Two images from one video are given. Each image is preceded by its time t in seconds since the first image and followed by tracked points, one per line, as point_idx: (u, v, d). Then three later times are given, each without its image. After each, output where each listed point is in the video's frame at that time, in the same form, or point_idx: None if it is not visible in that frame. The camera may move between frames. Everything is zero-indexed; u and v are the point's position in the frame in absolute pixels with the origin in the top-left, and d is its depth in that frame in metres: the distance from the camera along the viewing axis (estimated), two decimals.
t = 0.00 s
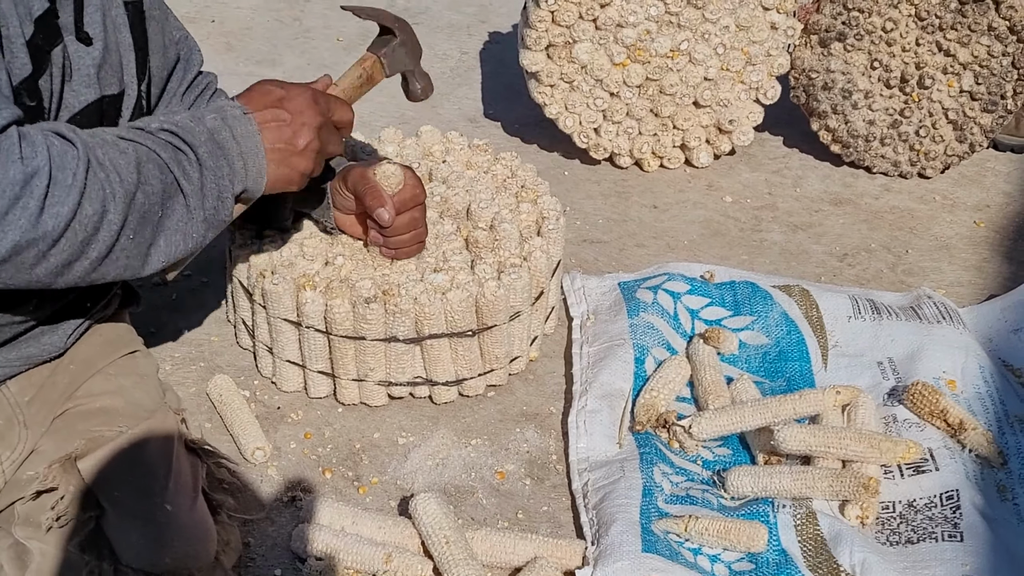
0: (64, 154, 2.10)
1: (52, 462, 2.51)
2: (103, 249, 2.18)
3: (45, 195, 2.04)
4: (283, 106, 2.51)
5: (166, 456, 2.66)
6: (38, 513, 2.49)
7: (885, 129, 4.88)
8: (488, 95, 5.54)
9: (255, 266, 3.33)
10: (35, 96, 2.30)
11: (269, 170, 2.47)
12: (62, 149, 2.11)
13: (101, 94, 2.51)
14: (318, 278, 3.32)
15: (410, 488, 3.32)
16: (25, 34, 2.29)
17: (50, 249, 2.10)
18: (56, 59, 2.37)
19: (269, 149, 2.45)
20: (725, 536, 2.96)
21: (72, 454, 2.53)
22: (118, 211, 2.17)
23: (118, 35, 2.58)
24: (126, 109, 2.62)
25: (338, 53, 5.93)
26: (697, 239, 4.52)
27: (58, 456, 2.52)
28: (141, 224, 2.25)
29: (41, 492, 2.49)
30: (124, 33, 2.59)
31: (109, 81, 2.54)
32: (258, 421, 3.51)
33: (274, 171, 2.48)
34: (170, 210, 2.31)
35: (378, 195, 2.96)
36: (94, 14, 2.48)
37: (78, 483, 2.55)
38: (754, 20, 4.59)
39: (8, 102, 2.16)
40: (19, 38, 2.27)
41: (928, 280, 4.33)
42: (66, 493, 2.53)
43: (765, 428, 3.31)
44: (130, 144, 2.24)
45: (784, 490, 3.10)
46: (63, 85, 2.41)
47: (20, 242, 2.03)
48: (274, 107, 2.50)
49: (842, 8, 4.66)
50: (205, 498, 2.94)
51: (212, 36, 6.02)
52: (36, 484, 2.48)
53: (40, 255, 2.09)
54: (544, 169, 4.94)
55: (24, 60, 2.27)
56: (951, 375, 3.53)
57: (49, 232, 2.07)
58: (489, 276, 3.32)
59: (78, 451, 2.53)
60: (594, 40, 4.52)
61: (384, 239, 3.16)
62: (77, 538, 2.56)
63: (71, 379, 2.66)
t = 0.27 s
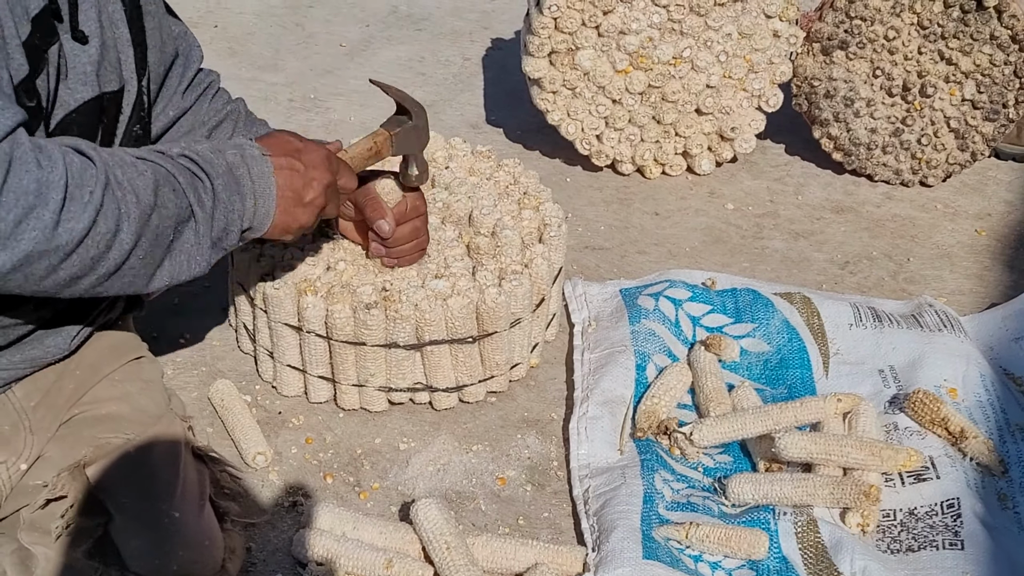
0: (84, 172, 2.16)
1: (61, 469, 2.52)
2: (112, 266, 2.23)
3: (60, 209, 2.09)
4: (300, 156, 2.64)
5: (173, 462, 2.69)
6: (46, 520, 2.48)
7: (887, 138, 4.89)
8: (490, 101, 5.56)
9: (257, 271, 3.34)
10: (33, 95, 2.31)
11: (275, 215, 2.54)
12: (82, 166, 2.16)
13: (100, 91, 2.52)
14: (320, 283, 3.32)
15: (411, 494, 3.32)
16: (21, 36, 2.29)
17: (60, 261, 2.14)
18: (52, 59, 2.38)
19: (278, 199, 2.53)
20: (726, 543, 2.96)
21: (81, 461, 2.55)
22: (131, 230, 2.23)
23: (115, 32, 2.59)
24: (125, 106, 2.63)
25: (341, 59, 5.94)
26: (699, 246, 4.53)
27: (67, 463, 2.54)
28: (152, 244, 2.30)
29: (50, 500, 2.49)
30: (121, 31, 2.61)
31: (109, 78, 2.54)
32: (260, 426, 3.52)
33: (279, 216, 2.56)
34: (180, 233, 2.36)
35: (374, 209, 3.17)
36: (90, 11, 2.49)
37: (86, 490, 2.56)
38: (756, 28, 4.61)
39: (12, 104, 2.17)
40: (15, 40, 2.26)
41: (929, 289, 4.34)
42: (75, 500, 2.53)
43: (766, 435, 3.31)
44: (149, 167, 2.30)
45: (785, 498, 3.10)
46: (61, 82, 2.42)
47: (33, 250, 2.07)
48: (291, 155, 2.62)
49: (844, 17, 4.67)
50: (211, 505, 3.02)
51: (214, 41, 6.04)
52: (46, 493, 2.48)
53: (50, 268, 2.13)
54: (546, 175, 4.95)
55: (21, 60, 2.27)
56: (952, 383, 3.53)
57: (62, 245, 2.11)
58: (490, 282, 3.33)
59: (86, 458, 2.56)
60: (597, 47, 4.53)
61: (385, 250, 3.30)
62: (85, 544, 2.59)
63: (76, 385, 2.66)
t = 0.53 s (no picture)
0: (6, 198, 2.17)
1: (56, 472, 2.54)
2: (42, 293, 2.27)
3: None
4: (236, 142, 2.55)
5: (170, 464, 2.69)
6: (42, 523, 2.50)
7: (887, 138, 4.88)
8: (490, 102, 5.56)
9: (257, 272, 3.34)
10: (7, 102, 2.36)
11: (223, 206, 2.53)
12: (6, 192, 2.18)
13: (76, 89, 2.55)
14: (320, 285, 3.32)
15: (412, 495, 3.32)
16: None
17: None
18: (28, 68, 2.42)
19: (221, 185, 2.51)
20: (726, 544, 2.96)
21: (77, 464, 2.56)
22: (58, 258, 2.26)
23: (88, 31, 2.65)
24: (105, 103, 2.66)
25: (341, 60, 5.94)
26: (699, 247, 4.53)
27: (62, 467, 2.56)
28: (83, 265, 2.34)
29: (45, 503, 2.50)
30: (90, 30, 2.65)
31: (84, 76, 2.58)
32: (260, 427, 3.52)
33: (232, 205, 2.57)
34: (113, 254, 2.40)
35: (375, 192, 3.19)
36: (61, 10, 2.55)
37: (81, 492, 2.56)
38: (756, 29, 4.60)
39: None
40: None
41: (930, 289, 4.33)
42: (70, 503, 2.53)
43: (767, 436, 3.31)
44: (78, 187, 2.30)
45: (786, 499, 3.09)
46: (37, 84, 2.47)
47: None
48: (229, 143, 2.54)
49: (845, 17, 4.66)
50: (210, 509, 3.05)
51: (214, 42, 6.04)
52: (40, 496, 2.49)
53: None
54: (546, 176, 4.95)
55: None
56: (953, 384, 3.53)
57: None
58: (490, 283, 3.33)
59: (81, 461, 2.57)
60: (597, 47, 4.53)
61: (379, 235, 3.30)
62: (80, 547, 2.56)
63: (73, 387, 2.67)
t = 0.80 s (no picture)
0: (15, 178, 2.17)
1: (49, 468, 2.52)
2: (65, 267, 2.29)
3: (7, 232, 2.13)
4: (199, 79, 2.56)
5: (163, 463, 2.67)
6: (34, 520, 2.48)
7: (889, 136, 4.87)
8: (491, 101, 5.55)
9: (257, 270, 3.33)
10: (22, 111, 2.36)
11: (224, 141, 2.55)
12: (14, 172, 2.18)
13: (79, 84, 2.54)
14: (320, 283, 3.32)
15: (412, 494, 3.32)
16: (14, 49, 2.34)
17: (16, 278, 2.21)
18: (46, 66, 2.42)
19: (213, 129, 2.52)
20: (727, 544, 2.95)
21: (69, 461, 2.53)
22: (77, 232, 2.27)
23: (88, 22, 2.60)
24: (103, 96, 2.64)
25: (341, 58, 5.93)
26: (700, 246, 4.52)
27: (56, 463, 2.53)
28: (98, 231, 2.36)
29: (37, 499, 2.48)
30: (94, 21, 2.62)
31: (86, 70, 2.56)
32: (260, 426, 3.51)
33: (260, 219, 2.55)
34: (122, 215, 2.40)
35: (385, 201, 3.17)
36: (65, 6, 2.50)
37: (75, 490, 2.54)
38: (758, 26, 4.59)
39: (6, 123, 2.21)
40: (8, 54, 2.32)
41: (932, 288, 4.32)
42: (62, 500, 2.51)
43: (768, 435, 3.30)
44: (78, 156, 2.30)
45: (787, 498, 3.09)
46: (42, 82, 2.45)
47: None
48: (193, 82, 2.56)
49: (847, 14, 4.64)
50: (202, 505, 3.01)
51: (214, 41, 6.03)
52: (33, 492, 2.47)
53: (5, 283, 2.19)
54: (546, 175, 4.94)
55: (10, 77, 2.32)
56: (954, 383, 3.52)
57: (13, 263, 2.16)
58: (490, 282, 3.32)
59: (74, 456, 2.54)
60: (598, 45, 4.53)
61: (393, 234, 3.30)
62: (74, 545, 2.57)
63: (66, 383, 2.67)
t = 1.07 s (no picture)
0: (39, 155, 2.15)
1: (47, 467, 2.54)
2: (90, 242, 2.27)
3: (34, 206, 2.12)
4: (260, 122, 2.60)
5: (160, 463, 2.65)
6: (31, 520, 2.51)
7: (889, 131, 4.86)
8: (491, 97, 5.54)
9: (256, 267, 3.33)
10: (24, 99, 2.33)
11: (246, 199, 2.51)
12: (37, 148, 2.16)
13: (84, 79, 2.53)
14: (319, 279, 3.31)
15: (412, 491, 3.32)
16: (18, 36, 2.30)
17: (40, 254, 2.19)
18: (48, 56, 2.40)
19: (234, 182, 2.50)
20: (727, 539, 2.95)
21: (67, 461, 2.55)
22: (101, 204, 2.25)
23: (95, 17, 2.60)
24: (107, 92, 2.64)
25: (340, 54, 5.93)
26: (700, 242, 4.51)
27: (53, 462, 2.55)
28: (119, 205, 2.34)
29: (35, 499, 2.51)
30: (101, 15, 2.61)
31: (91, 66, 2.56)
32: (261, 423, 3.51)
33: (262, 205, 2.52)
34: (146, 183, 2.38)
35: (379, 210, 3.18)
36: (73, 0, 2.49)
37: (74, 491, 2.56)
38: (758, 21, 4.58)
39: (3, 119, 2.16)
40: (13, 43, 2.27)
41: (933, 283, 4.32)
42: (60, 499, 2.54)
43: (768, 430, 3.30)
44: (97, 130, 2.28)
45: (788, 493, 3.09)
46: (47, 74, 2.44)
47: (17, 252, 2.12)
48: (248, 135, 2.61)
49: (847, 9, 4.66)
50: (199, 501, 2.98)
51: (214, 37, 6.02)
52: (30, 492, 2.50)
53: (31, 260, 2.18)
54: (546, 171, 4.94)
55: (15, 65, 2.28)
56: (955, 377, 3.51)
57: (41, 238, 2.15)
58: (489, 279, 3.32)
59: (72, 456, 2.56)
60: (598, 40, 4.52)
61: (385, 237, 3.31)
62: (72, 546, 2.58)
63: (65, 382, 2.67)
